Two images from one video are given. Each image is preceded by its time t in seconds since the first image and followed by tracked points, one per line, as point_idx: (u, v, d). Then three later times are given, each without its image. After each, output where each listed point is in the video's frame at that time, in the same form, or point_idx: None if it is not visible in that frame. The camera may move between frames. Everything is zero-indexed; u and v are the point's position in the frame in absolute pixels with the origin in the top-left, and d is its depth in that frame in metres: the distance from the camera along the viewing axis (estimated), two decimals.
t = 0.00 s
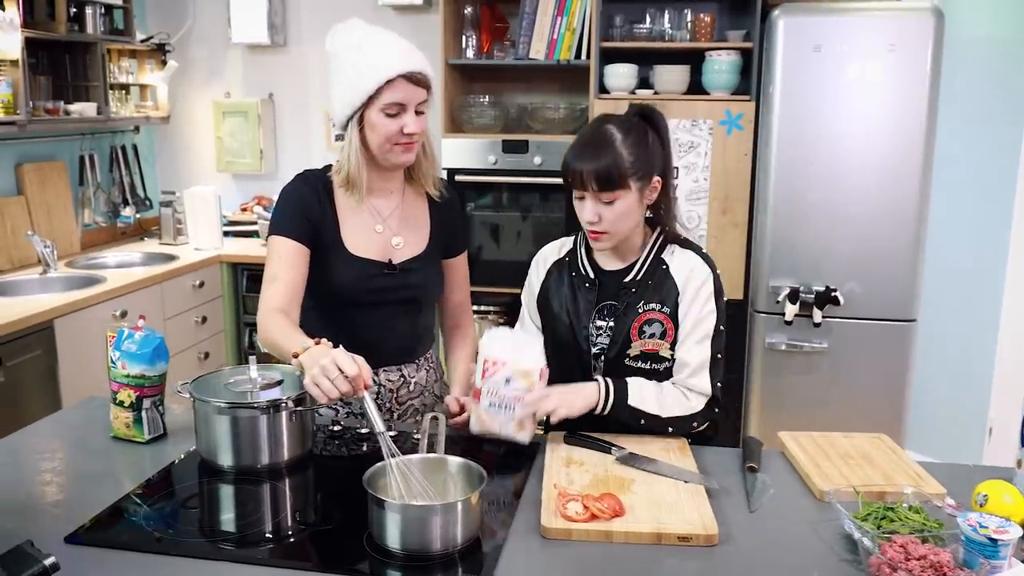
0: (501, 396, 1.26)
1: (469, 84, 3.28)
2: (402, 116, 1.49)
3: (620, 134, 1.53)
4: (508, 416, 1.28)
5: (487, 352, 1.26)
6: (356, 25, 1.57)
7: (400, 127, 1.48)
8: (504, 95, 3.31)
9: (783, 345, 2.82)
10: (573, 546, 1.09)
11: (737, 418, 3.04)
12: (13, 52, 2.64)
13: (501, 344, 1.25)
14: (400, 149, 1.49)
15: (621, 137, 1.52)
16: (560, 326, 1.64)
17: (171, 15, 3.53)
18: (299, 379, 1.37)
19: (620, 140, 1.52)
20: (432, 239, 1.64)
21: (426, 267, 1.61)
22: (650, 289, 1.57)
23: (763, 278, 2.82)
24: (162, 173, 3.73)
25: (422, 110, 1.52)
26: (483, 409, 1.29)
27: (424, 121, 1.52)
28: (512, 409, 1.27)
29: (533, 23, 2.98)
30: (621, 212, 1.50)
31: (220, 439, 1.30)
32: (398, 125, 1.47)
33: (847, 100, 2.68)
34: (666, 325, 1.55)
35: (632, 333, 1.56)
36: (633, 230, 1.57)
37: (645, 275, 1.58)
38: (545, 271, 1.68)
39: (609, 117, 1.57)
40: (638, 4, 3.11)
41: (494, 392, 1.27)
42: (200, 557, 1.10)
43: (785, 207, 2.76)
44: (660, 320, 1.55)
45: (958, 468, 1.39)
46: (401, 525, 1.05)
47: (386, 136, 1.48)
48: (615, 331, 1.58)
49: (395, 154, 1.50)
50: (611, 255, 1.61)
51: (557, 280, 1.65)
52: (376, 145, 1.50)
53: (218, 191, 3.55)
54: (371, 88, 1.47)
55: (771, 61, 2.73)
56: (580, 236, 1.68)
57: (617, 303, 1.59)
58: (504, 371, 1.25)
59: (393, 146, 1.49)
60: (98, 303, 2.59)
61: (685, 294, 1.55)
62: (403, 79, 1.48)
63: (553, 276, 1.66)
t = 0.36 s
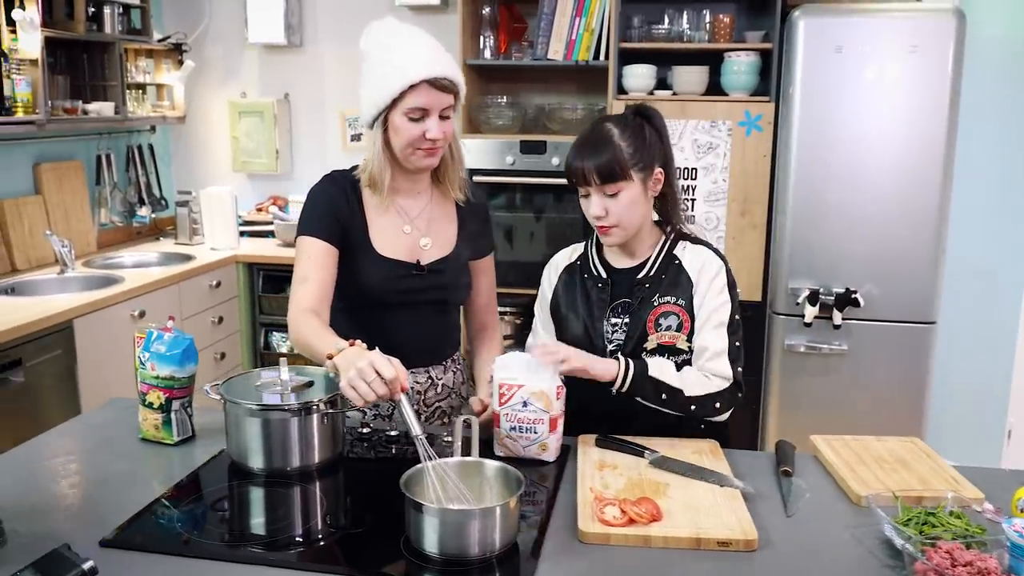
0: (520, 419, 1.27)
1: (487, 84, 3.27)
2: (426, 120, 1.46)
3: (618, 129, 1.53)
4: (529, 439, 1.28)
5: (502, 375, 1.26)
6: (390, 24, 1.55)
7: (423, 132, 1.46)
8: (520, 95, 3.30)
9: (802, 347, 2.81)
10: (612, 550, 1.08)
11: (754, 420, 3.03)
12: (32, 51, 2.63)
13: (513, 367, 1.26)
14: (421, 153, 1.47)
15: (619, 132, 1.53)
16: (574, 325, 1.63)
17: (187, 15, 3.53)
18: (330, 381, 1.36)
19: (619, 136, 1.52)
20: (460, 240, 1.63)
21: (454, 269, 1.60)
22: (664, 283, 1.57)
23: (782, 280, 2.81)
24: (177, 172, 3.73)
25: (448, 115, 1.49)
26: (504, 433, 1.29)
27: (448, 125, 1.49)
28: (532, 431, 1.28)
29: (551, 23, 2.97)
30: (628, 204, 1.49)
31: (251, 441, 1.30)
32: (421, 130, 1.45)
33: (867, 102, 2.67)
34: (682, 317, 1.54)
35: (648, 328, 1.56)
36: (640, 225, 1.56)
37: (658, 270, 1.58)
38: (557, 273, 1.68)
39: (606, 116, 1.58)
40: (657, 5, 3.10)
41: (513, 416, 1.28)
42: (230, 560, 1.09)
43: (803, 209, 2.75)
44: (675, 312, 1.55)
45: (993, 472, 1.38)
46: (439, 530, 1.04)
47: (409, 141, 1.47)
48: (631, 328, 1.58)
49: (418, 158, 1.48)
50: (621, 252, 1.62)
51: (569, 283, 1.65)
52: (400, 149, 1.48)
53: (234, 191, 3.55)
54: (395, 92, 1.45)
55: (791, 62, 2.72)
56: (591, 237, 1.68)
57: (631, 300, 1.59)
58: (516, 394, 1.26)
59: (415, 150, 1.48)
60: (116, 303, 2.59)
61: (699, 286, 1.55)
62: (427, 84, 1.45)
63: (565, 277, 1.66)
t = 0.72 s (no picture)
0: (540, 422, 1.26)
1: (490, 86, 3.27)
2: (441, 123, 1.46)
3: (623, 128, 1.53)
4: (549, 440, 1.28)
5: (521, 378, 1.25)
6: (407, 24, 1.54)
7: (438, 135, 1.46)
8: (524, 97, 3.29)
9: (807, 349, 2.81)
10: (635, 553, 1.08)
11: (758, 423, 3.03)
12: (35, 53, 2.62)
13: (534, 369, 1.25)
14: (437, 154, 1.47)
15: (623, 131, 1.52)
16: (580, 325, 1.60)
17: (188, 16, 3.51)
18: (347, 384, 1.35)
19: (626, 136, 1.51)
20: (474, 243, 1.62)
21: (468, 272, 1.60)
22: (667, 280, 1.53)
23: (787, 282, 2.81)
24: (177, 174, 3.71)
25: (463, 117, 1.48)
26: (523, 436, 1.28)
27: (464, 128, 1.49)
28: (552, 433, 1.27)
29: (556, 25, 2.97)
30: (636, 200, 1.47)
31: (267, 445, 1.29)
32: (437, 134, 1.45)
33: (872, 104, 2.67)
34: (684, 314, 1.50)
35: (650, 324, 1.52)
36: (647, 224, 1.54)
37: (662, 268, 1.54)
38: (565, 277, 1.66)
39: (614, 117, 1.57)
40: (660, 7, 3.10)
41: (533, 419, 1.27)
42: (248, 564, 1.08)
43: (807, 211, 2.75)
44: (678, 309, 1.51)
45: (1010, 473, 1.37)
46: (463, 533, 1.04)
47: (425, 144, 1.46)
48: (634, 326, 1.55)
49: (434, 161, 1.48)
50: (628, 252, 1.59)
51: (576, 286, 1.63)
52: (415, 151, 1.48)
53: (235, 193, 3.53)
54: (410, 94, 1.44)
55: (796, 65, 2.72)
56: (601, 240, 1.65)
57: (635, 298, 1.56)
58: (537, 395, 1.25)
59: (431, 154, 1.48)
60: (119, 306, 2.57)
61: (703, 283, 1.50)
62: (444, 86, 1.44)
63: (574, 280, 1.64)
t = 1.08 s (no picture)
0: (557, 422, 1.25)
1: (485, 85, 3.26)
2: (444, 112, 1.45)
3: (639, 125, 1.53)
4: (566, 440, 1.27)
5: (538, 378, 1.23)
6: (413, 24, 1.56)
7: (441, 125, 1.44)
8: (519, 97, 3.29)
9: (804, 347, 2.81)
10: (651, 552, 1.07)
11: (755, 422, 3.04)
12: (27, 52, 2.60)
13: (550, 369, 1.23)
14: (440, 147, 1.45)
15: (640, 127, 1.52)
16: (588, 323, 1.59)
17: (181, 15, 3.49)
18: (357, 384, 1.34)
19: (642, 133, 1.51)
20: (481, 242, 1.62)
21: (474, 271, 1.59)
22: (678, 278, 1.53)
23: (783, 281, 2.81)
24: (169, 175, 3.68)
25: (468, 108, 1.47)
26: (539, 437, 1.27)
27: (468, 120, 1.47)
28: (570, 431, 1.26)
29: (552, 25, 2.96)
30: (651, 198, 1.48)
31: (276, 446, 1.28)
32: (439, 124, 1.44)
33: (867, 104, 2.68)
34: (695, 311, 1.50)
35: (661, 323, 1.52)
36: (660, 223, 1.53)
37: (673, 266, 1.54)
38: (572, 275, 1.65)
39: (627, 115, 1.57)
40: (656, 7, 3.10)
41: (550, 420, 1.25)
42: (259, 566, 1.07)
43: (803, 210, 2.76)
44: (688, 306, 1.51)
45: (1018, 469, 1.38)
46: (479, 533, 1.03)
47: (429, 136, 1.45)
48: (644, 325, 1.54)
49: (438, 157, 1.45)
50: (638, 250, 1.58)
51: (584, 285, 1.62)
52: (420, 145, 1.47)
53: (229, 193, 3.51)
54: (413, 84, 1.45)
55: (792, 65, 2.73)
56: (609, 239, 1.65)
57: (645, 297, 1.55)
58: (555, 395, 1.24)
59: (435, 148, 1.45)
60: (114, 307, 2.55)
61: (714, 280, 1.50)
62: (446, 75, 1.44)
63: (581, 278, 1.63)
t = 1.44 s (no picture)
0: (570, 426, 1.24)
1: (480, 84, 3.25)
2: (432, 98, 1.44)
3: (645, 123, 1.52)
4: (579, 442, 1.26)
5: (553, 383, 1.21)
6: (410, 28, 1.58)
7: (430, 111, 1.43)
8: (514, 95, 3.28)
9: (800, 346, 2.81)
10: (658, 552, 1.06)
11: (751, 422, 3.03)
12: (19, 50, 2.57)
13: (564, 377, 1.20)
14: (430, 135, 1.42)
15: (647, 125, 1.51)
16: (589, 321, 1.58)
17: (172, 13, 3.47)
18: (358, 384, 1.32)
19: (648, 130, 1.50)
20: (481, 243, 1.61)
21: (474, 271, 1.58)
22: (679, 277, 1.53)
23: (780, 280, 2.81)
24: (162, 174, 3.66)
25: (458, 96, 1.46)
26: (552, 443, 1.26)
27: (460, 107, 1.45)
28: (582, 433, 1.25)
29: (547, 23, 2.95)
30: (656, 196, 1.47)
31: (277, 447, 1.26)
32: (428, 111, 1.42)
33: (864, 102, 2.68)
34: (696, 309, 1.50)
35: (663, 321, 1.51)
36: (664, 222, 1.52)
37: (675, 264, 1.53)
38: (573, 275, 1.64)
39: (633, 113, 1.56)
40: (652, 5, 3.09)
41: (563, 424, 1.24)
42: (259, 569, 1.06)
43: (799, 209, 2.75)
44: (689, 304, 1.50)
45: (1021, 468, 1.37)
46: (484, 534, 1.02)
47: (418, 124, 1.43)
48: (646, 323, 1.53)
49: (428, 145, 1.43)
50: (641, 249, 1.57)
51: (586, 284, 1.61)
52: (409, 135, 1.45)
53: (222, 193, 3.49)
54: (401, 74, 1.46)
55: (788, 63, 2.72)
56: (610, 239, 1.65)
57: (647, 296, 1.54)
58: (570, 400, 1.22)
59: (425, 137, 1.43)
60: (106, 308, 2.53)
61: (716, 278, 1.50)
62: (432, 61, 1.44)
63: (583, 278, 1.62)
